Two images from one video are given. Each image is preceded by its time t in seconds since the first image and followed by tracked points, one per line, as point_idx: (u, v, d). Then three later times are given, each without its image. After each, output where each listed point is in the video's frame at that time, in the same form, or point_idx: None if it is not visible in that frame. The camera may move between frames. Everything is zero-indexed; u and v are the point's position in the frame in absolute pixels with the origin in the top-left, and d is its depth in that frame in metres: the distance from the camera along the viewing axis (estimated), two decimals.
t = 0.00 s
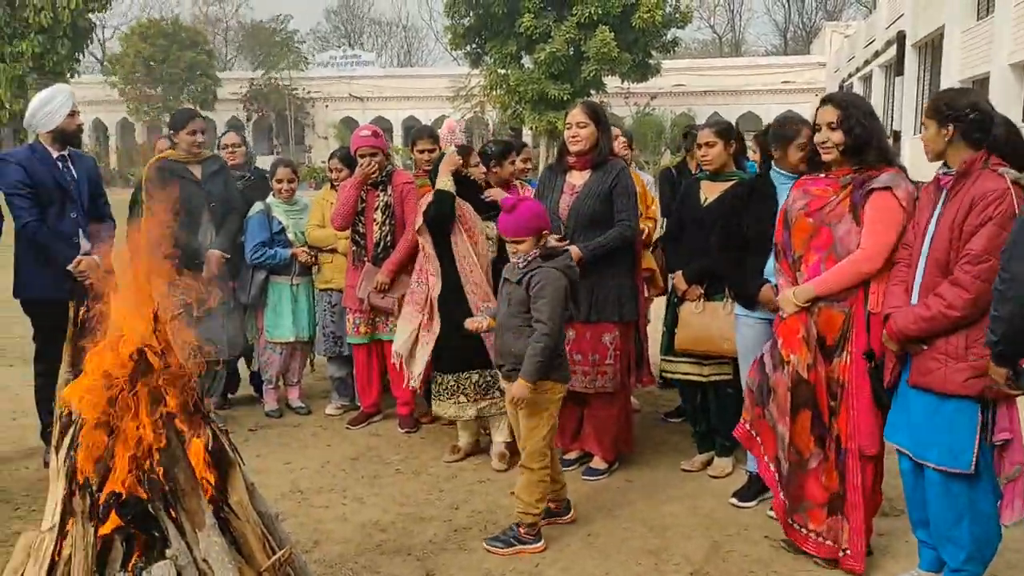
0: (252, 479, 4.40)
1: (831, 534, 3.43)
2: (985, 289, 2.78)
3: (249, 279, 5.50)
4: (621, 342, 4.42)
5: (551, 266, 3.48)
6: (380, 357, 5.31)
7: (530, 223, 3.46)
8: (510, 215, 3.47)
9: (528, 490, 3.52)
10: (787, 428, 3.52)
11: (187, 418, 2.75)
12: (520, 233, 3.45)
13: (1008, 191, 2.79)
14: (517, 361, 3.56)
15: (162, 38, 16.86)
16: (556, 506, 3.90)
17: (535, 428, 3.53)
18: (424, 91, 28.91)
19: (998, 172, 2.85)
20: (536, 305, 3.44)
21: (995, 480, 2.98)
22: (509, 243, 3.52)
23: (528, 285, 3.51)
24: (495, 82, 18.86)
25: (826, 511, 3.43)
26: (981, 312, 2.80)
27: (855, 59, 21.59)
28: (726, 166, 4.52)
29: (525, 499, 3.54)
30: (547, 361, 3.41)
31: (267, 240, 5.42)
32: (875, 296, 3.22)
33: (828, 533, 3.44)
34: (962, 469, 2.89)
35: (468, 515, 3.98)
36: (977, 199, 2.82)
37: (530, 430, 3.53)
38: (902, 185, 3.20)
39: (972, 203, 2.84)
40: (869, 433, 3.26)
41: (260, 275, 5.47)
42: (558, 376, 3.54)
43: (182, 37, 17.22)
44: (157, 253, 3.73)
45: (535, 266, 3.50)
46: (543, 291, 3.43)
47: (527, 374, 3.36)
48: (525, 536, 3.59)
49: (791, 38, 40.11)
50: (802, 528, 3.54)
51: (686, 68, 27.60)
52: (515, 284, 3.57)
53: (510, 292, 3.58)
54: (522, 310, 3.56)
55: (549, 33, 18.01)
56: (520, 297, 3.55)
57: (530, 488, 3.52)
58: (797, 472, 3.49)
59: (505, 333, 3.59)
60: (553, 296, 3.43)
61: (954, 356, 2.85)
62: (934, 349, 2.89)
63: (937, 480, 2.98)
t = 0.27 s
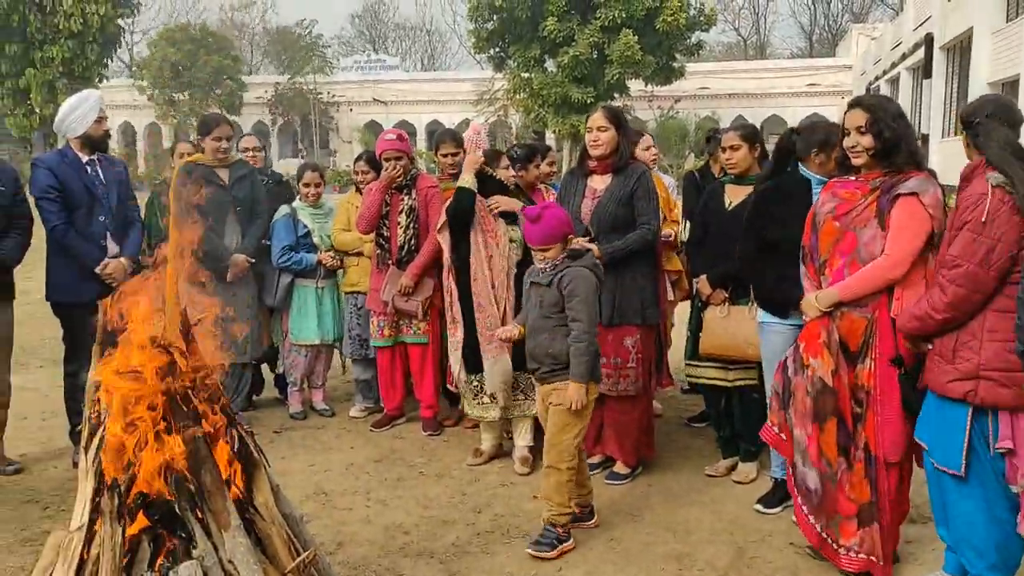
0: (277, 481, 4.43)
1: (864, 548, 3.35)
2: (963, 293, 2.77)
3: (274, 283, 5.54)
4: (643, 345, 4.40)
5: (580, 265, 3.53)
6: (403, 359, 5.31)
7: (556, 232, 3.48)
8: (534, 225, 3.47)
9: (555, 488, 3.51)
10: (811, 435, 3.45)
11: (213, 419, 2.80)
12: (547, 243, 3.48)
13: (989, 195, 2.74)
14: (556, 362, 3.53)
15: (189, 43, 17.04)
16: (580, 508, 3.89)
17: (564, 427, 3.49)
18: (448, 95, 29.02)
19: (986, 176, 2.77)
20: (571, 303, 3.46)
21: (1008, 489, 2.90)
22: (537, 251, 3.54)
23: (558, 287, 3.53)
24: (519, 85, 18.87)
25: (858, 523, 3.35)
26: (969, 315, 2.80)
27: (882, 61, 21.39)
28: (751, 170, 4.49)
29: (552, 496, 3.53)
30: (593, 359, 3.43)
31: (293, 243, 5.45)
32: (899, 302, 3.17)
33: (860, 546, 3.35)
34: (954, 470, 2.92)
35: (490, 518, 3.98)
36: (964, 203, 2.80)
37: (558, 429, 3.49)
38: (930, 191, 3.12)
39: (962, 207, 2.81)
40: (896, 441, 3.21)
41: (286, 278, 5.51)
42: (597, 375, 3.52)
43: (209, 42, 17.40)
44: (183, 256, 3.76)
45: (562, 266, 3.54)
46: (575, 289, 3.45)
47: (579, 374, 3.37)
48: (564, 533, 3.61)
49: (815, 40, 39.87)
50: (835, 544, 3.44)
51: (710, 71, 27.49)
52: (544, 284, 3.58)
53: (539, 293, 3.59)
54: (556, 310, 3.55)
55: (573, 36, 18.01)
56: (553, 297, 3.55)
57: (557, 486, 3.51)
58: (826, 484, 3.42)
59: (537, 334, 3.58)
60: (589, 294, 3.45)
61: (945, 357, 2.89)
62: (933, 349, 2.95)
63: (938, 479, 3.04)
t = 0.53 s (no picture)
0: (294, 484, 4.45)
1: (874, 554, 3.32)
2: (954, 296, 2.70)
3: (292, 287, 5.56)
4: (657, 350, 4.38)
5: (597, 272, 3.52)
6: (420, 362, 5.32)
7: (574, 238, 3.49)
8: (551, 232, 3.48)
9: (571, 499, 3.53)
10: (826, 439, 3.43)
11: (234, 423, 2.80)
12: (565, 249, 3.48)
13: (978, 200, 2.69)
14: (568, 370, 3.50)
15: (208, 47, 17.18)
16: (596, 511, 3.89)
17: (580, 442, 3.48)
18: (464, 99, 29.10)
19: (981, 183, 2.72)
20: (588, 312, 3.46)
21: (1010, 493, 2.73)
22: (551, 259, 3.56)
23: (573, 293, 3.52)
24: (535, 89, 18.89)
25: (869, 529, 3.32)
26: (964, 319, 2.70)
27: (900, 64, 21.26)
28: (768, 173, 4.48)
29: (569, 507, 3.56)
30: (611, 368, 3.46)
31: (311, 247, 5.48)
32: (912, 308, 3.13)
33: (869, 553, 3.32)
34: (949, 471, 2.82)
35: (506, 522, 3.97)
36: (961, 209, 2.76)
37: (574, 445, 3.48)
38: (946, 196, 3.07)
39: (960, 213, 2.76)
40: (909, 447, 3.18)
41: (303, 282, 5.54)
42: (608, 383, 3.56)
43: (228, 47, 17.53)
44: (202, 260, 3.79)
45: (577, 273, 3.53)
46: (594, 297, 3.45)
47: (603, 383, 3.39)
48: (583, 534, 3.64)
49: (833, 43, 39.67)
50: (846, 550, 3.40)
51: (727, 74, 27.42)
52: (558, 292, 3.56)
53: (551, 299, 3.57)
54: (572, 318, 3.53)
55: (589, 40, 18.01)
56: (569, 306, 3.53)
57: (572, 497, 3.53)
58: (839, 489, 3.39)
59: (551, 341, 3.55)
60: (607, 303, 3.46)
61: (946, 358, 2.81)
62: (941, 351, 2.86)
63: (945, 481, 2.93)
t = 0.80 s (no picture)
0: (313, 487, 4.46)
1: (881, 560, 3.27)
2: (978, 302, 2.67)
3: (309, 291, 5.58)
4: (675, 355, 4.35)
5: (603, 273, 3.49)
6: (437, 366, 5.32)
7: (585, 241, 3.47)
8: (565, 233, 3.46)
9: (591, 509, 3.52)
10: (846, 442, 3.43)
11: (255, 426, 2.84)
12: (576, 252, 3.46)
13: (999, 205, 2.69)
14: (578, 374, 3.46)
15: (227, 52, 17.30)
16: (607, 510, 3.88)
17: (598, 453, 3.44)
18: (481, 103, 29.14)
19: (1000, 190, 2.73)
20: (591, 312, 3.42)
21: None
22: (560, 262, 3.53)
23: (579, 294, 3.49)
24: (552, 92, 18.88)
25: (879, 533, 3.28)
26: (989, 325, 2.68)
27: (920, 66, 21.10)
28: (786, 177, 4.46)
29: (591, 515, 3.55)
30: (607, 372, 3.38)
31: (328, 251, 5.51)
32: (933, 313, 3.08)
33: (877, 558, 3.28)
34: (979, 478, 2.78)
35: (524, 526, 3.97)
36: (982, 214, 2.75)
37: (592, 457, 3.44)
38: (966, 200, 3.03)
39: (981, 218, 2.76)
40: (925, 452, 3.12)
41: (320, 286, 5.56)
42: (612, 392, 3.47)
43: (246, 52, 17.65)
44: (221, 264, 3.82)
45: (583, 274, 3.51)
46: (597, 297, 3.41)
47: (591, 385, 3.32)
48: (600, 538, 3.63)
49: (852, 45, 39.43)
50: (861, 552, 3.37)
51: (745, 77, 27.30)
52: (564, 293, 3.53)
53: (558, 302, 3.55)
54: (578, 321, 3.50)
55: (606, 43, 17.99)
56: (574, 308, 3.50)
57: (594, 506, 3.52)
58: (856, 492, 3.37)
59: (561, 346, 3.51)
60: (608, 303, 3.41)
61: (970, 365, 2.77)
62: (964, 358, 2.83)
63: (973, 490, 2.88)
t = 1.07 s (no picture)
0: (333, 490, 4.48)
1: (904, 559, 3.24)
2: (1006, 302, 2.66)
3: (328, 294, 5.60)
4: (695, 361, 4.32)
5: (600, 282, 3.34)
6: (456, 370, 5.34)
7: (583, 249, 3.33)
8: (563, 242, 3.31)
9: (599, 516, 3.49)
10: (871, 446, 3.39)
11: (273, 430, 2.86)
12: (574, 260, 3.31)
13: None
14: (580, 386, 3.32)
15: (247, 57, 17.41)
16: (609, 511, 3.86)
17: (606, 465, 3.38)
18: (499, 106, 29.17)
19: None
20: (588, 324, 3.28)
21: None
22: (558, 271, 3.38)
23: (575, 305, 3.35)
24: (570, 95, 18.86)
25: (902, 532, 3.25)
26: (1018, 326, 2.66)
27: (942, 67, 20.90)
28: (807, 179, 4.42)
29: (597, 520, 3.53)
30: (603, 386, 3.25)
31: (347, 254, 5.53)
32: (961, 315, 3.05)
33: (901, 557, 3.25)
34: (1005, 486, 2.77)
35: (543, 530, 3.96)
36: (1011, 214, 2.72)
37: (600, 470, 3.37)
38: (995, 201, 3.01)
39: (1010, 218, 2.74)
40: (955, 458, 3.08)
41: (339, 289, 5.58)
42: (610, 407, 3.36)
43: (266, 57, 17.76)
44: (241, 267, 3.84)
45: (579, 283, 3.36)
46: (594, 308, 3.27)
47: (585, 399, 3.20)
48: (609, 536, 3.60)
49: (872, 46, 39.14)
50: (885, 548, 3.36)
51: (764, 79, 27.16)
52: (560, 303, 3.38)
53: (555, 314, 3.39)
54: (576, 333, 3.36)
55: (625, 46, 17.96)
56: (571, 319, 3.36)
57: (601, 513, 3.49)
58: (879, 491, 3.34)
59: (561, 359, 3.36)
60: (606, 315, 3.26)
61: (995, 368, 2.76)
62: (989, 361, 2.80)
63: (1000, 496, 2.89)
